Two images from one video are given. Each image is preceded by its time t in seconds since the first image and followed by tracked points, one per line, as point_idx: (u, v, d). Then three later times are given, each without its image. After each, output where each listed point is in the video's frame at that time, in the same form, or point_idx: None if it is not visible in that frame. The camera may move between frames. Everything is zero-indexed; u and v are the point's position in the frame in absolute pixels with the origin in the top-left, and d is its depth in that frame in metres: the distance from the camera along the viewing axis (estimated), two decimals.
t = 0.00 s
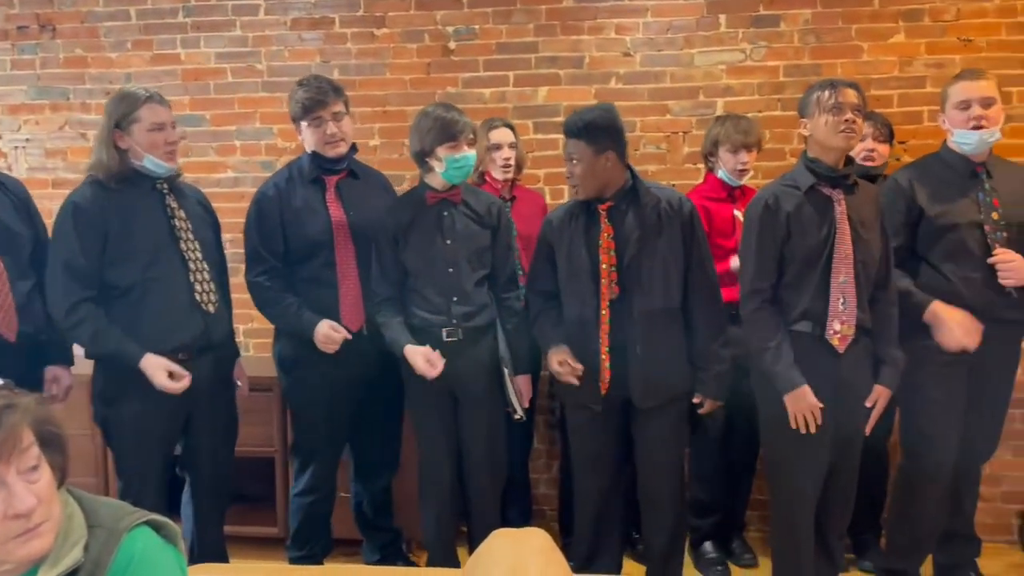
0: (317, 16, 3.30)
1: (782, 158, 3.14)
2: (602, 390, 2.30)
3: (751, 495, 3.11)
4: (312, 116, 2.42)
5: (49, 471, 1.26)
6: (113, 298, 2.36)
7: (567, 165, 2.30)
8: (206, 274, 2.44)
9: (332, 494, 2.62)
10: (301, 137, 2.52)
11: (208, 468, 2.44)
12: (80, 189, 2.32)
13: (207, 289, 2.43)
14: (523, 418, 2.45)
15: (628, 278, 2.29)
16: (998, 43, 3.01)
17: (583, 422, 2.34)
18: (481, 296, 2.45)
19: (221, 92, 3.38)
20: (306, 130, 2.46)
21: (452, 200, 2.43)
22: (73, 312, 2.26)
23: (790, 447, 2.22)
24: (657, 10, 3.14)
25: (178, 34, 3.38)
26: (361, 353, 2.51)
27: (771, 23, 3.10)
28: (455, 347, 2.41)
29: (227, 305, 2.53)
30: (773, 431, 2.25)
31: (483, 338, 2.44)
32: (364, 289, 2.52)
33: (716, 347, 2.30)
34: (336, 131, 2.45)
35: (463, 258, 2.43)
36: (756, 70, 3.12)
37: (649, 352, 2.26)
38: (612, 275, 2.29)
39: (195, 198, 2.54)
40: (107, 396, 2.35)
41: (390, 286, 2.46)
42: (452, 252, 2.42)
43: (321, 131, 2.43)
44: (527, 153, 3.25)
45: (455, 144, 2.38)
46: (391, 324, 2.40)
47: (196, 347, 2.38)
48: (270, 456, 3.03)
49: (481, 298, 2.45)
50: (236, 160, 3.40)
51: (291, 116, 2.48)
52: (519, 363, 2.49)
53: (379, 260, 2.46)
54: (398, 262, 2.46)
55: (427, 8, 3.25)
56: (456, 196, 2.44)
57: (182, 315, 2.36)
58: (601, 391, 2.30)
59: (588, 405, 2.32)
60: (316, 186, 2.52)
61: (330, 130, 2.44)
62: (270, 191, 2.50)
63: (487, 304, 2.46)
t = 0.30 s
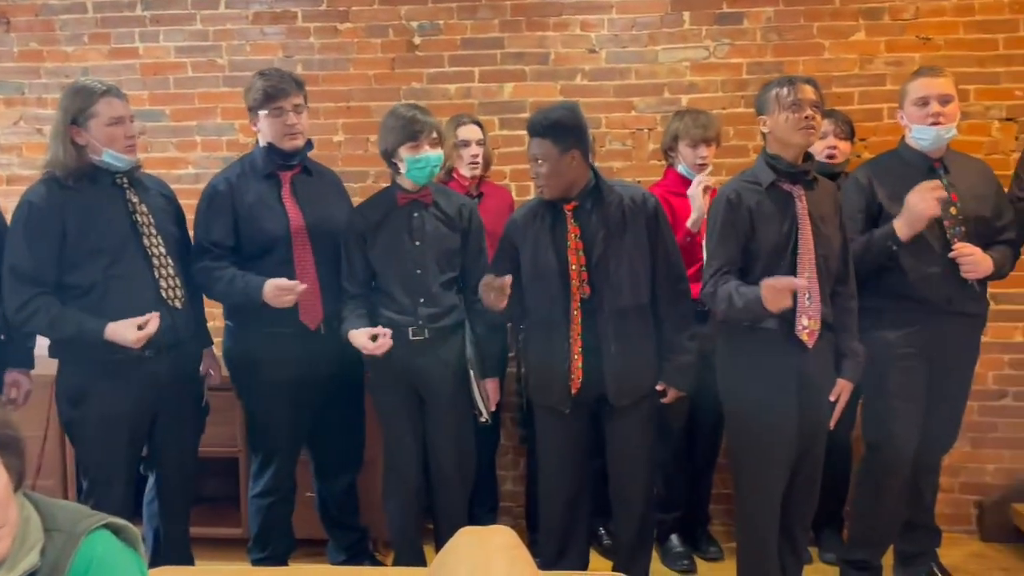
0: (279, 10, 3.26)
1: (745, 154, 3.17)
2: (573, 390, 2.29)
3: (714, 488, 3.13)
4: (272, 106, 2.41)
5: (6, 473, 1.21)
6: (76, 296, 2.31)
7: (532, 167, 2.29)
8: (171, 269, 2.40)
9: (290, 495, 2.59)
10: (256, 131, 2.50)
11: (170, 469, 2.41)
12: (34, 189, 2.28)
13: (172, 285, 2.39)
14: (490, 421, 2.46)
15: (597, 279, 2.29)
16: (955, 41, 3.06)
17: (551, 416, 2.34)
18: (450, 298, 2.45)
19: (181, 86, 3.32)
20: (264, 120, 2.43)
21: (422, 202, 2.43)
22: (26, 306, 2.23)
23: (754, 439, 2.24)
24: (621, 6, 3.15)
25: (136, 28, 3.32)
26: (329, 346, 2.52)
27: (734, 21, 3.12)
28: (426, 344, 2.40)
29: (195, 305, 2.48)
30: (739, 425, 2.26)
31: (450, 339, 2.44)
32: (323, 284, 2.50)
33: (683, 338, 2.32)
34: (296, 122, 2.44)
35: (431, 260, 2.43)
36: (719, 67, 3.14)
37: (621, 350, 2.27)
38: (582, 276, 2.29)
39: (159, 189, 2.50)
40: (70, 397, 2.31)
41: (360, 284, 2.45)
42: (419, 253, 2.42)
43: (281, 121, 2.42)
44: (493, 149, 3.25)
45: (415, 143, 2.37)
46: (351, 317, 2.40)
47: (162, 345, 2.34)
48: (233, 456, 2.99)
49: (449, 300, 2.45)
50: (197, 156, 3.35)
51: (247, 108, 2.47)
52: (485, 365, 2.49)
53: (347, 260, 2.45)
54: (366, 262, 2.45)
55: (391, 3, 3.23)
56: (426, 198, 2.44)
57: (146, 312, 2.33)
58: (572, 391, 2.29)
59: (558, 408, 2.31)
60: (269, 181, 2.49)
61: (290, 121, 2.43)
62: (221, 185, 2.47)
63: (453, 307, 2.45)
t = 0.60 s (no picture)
0: (236, 3, 3.21)
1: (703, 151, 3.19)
2: (545, 398, 2.30)
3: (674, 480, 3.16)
4: (232, 101, 2.38)
5: None
6: (36, 294, 2.29)
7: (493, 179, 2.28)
8: (136, 264, 2.37)
9: (245, 496, 2.56)
10: (209, 124, 2.46)
11: (131, 468, 2.38)
12: None
13: (137, 281, 2.36)
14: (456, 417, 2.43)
15: (560, 283, 2.30)
16: (910, 40, 3.12)
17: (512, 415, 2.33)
18: (417, 293, 2.43)
19: (136, 80, 3.25)
20: (220, 114, 2.39)
21: (393, 194, 2.42)
22: None
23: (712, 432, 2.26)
24: (583, 3, 3.16)
25: (89, 20, 3.24)
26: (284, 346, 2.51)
27: (694, 19, 3.15)
28: (390, 337, 2.39)
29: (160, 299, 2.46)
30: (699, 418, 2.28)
31: (419, 331, 2.43)
32: (280, 276, 2.51)
33: (645, 341, 2.34)
34: (254, 119, 2.42)
35: (400, 253, 2.41)
36: (680, 64, 3.16)
37: (583, 348, 2.27)
38: (545, 285, 2.30)
39: (126, 184, 2.46)
40: (29, 395, 2.28)
41: (329, 278, 2.45)
42: (389, 246, 2.40)
43: (240, 117, 2.39)
44: (455, 145, 3.23)
45: (361, 136, 2.37)
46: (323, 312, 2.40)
47: (126, 340, 2.32)
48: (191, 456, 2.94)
49: (417, 294, 2.43)
50: (152, 151, 3.28)
51: (202, 100, 2.42)
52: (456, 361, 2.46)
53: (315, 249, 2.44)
54: (336, 256, 2.45)
55: None
56: (398, 190, 2.43)
57: (109, 309, 2.30)
58: (543, 399, 2.30)
59: (517, 417, 2.32)
60: (223, 177, 2.45)
61: (249, 117, 2.41)
62: (177, 179, 2.40)
63: (422, 300, 2.43)
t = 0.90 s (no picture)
0: None
1: (670, 145, 3.21)
2: (500, 376, 2.29)
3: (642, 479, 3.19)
4: (202, 91, 2.36)
5: None
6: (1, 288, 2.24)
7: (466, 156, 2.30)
8: (104, 259, 2.34)
9: (211, 494, 2.54)
10: (174, 116, 2.42)
11: (98, 466, 2.35)
12: None
13: (104, 276, 2.32)
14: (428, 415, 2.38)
15: (520, 264, 2.29)
16: (874, 37, 3.16)
17: (483, 406, 2.34)
18: (389, 288, 2.42)
19: (97, 72, 3.20)
20: (189, 106, 2.37)
21: (366, 187, 2.40)
22: None
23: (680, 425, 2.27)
24: None
25: (48, 11, 3.17)
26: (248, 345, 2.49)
27: (663, 14, 3.16)
28: (361, 333, 2.39)
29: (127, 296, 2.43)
30: (667, 409, 2.29)
31: (392, 327, 2.42)
32: (241, 273, 2.48)
33: (610, 339, 2.33)
34: (224, 111, 2.41)
35: (371, 249, 2.40)
36: (648, 60, 3.17)
37: (540, 339, 2.28)
38: (505, 265, 2.29)
39: (100, 179, 2.42)
40: None
41: (303, 270, 2.44)
42: (359, 242, 2.39)
43: (210, 108, 2.37)
44: (424, 140, 3.21)
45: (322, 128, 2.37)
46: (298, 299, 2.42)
47: (93, 336, 2.29)
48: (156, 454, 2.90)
49: (389, 289, 2.42)
50: (114, 145, 3.23)
51: (169, 91, 2.38)
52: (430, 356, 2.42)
53: (291, 246, 2.44)
54: (309, 247, 2.44)
55: None
56: (371, 184, 2.41)
57: (77, 304, 2.27)
58: (498, 378, 2.30)
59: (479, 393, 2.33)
60: (189, 172, 2.43)
61: (219, 109, 2.39)
62: (141, 173, 2.36)
63: (395, 295, 2.43)
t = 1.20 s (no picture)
0: None
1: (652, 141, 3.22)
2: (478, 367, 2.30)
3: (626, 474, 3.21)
4: (187, 88, 2.35)
5: None
6: None
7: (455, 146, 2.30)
8: (86, 255, 2.32)
9: (198, 490, 2.53)
10: (162, 113, 2.42)
11: (78, 462, 2.33)
12: None
13: (87, 272, 2.31)
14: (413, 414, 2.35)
15: (507, 254, 2.28)
16: (855, 32, 3.17)
17: (469, 401, 2.34)
18: (375, 290, 2.40)
19: (76, 66, 3.16)
20: (175, 103, 2.35)
21: (352, 191, 2.39)
22: None
23: (667, 417, 2.27)
24: None
25: (26, 4, 3.14)
26: (231, 338, 2.46)
27: (645, 9, 3.16)
28: (345, 334, 2.38)
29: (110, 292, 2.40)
30: (652, 399, 2.28)
31: (378, 326, 2.40)
32: (232, 269, 2.45)
33: (586, 326, 2.33)
34: (210, 106, 2.39)
35: (356, 251, 2.38)
36: (631, 55, 3.17)
37: (523, 331, 2.28)
38: (491, 256, 2.29)
39: (86, 175, 2.40)
40: None
41: (290, 270, 2.44)
42: (344, 244, 2.38)
43: (197, 104, 2.36)
44: (407, 135, 3.20)
45: (307, 131, 2.36)
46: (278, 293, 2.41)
47: (74, 331, 2.27)
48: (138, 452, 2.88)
49: (375, 290, 2.40)
50: (93, 140, 3.19)
51: (154, 89, 2.38)
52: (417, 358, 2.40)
53: (276, 246, 2.43)
54: (295, 248, 2.43)
55: None
56: (357, 187, 2.40)
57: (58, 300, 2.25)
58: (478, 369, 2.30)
59: (467, 386, 2.32)
60: (179, 167, 2.41)
61: (206, 105, 2.38)
62: (132, 168, 2.34)
63: (382, 296, 2.41)
